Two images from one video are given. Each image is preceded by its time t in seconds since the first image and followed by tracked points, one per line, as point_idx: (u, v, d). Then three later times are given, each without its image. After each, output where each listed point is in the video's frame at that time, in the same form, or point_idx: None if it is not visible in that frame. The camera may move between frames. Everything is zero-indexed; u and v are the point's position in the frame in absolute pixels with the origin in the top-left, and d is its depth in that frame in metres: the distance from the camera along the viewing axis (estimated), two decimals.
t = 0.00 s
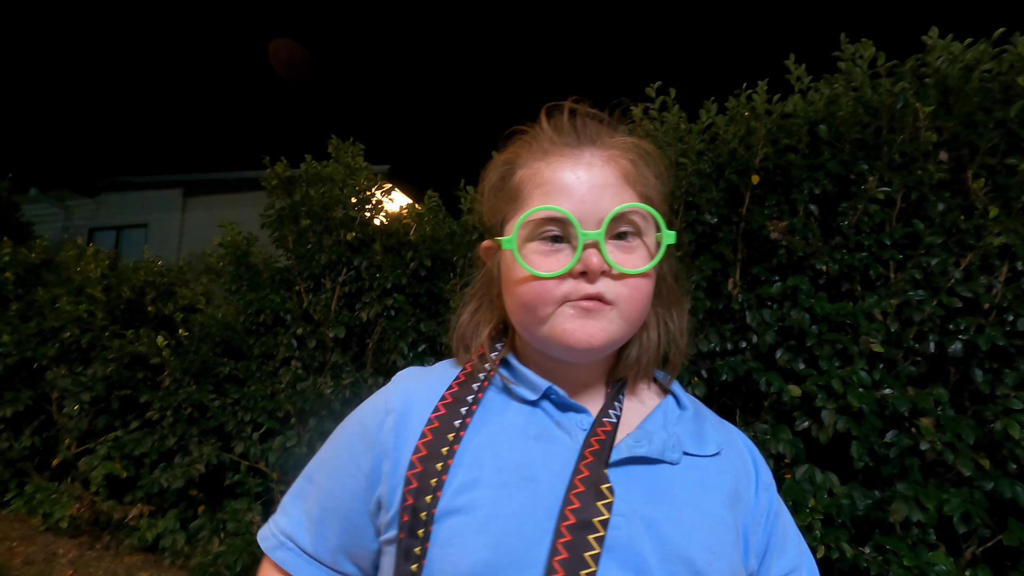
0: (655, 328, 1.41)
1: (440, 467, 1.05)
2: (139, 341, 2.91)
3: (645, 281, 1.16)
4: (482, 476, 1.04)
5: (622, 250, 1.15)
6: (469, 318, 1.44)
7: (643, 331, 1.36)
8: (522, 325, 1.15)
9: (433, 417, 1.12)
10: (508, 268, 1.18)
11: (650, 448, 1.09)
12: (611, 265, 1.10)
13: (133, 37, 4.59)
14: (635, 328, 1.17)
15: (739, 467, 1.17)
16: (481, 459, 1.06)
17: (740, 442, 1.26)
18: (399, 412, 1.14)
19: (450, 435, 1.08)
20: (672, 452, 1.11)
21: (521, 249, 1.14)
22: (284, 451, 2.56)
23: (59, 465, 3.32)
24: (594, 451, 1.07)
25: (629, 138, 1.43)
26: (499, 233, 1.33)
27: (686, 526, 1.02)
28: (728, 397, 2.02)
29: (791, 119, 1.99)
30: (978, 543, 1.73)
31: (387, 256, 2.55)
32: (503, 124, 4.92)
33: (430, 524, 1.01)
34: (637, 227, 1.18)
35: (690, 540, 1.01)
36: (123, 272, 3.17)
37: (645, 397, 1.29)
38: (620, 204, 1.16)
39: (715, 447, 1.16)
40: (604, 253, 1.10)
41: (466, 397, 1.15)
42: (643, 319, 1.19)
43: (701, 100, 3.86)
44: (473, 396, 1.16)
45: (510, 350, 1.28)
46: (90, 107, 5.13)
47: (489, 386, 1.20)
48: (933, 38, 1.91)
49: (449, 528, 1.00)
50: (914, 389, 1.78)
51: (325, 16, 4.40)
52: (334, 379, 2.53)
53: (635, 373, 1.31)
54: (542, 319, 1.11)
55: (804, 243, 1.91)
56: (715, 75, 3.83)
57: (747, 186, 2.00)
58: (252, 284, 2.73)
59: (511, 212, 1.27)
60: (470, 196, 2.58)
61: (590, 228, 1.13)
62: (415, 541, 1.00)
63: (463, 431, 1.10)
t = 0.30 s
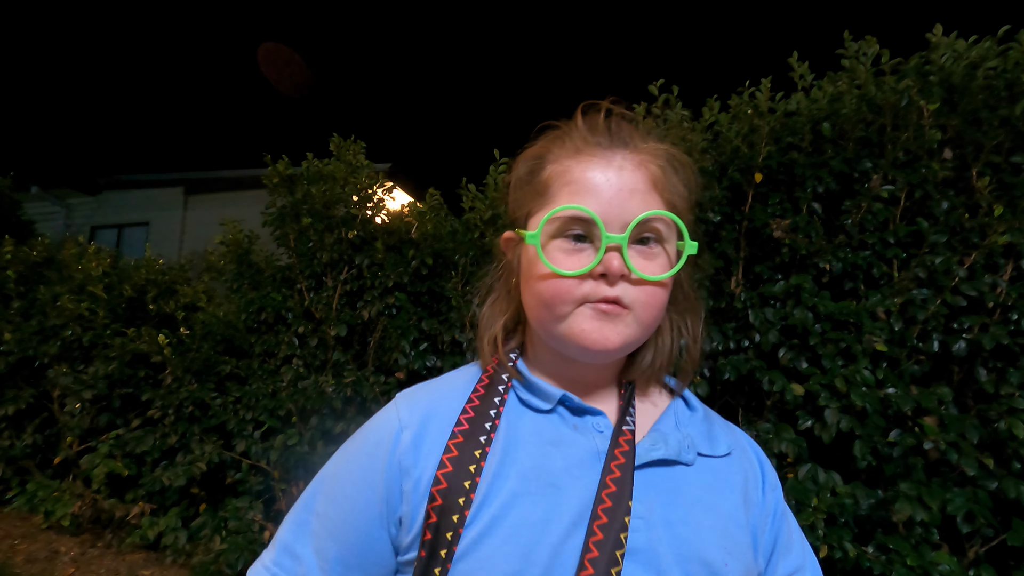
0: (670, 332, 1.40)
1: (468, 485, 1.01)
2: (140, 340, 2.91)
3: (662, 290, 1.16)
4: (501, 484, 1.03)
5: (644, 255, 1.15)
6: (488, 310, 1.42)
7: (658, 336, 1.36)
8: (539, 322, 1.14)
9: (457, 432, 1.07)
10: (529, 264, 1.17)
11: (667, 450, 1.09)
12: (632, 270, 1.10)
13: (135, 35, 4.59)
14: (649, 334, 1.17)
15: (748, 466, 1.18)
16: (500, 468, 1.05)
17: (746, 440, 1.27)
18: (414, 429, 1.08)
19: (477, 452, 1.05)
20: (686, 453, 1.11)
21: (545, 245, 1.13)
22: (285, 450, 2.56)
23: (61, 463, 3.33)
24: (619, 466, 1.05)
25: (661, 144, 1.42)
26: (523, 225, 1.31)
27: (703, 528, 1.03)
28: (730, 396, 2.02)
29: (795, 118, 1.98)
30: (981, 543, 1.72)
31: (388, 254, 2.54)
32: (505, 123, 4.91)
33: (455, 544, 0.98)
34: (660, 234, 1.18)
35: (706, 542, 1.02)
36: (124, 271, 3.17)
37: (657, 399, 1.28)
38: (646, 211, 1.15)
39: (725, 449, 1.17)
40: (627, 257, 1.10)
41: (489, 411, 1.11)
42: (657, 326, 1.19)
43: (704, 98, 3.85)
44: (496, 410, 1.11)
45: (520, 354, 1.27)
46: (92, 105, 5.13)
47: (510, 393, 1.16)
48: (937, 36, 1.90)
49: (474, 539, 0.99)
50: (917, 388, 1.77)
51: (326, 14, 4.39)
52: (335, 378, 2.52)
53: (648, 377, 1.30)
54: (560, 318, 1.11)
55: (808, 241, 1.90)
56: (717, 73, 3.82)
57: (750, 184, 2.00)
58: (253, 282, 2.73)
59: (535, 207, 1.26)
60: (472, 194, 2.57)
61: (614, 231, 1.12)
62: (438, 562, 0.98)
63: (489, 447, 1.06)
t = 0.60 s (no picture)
0: (663, 332, 1.40)
1: (456, 475, 1.00)
2: (136, 339, 2.90)
3: (654, 290, 1.15)
4: (491, 482, 1.02)
5: (636, 255, 1.14)
6: (479, 308, 1.42)
7: (651, 337, 1.35)
8: (530, 319, 1.14)
9: (448, 422, 1.07)
10: (522, 260, 1.17)
11: (657, 446, 1.09)
12: (624, 270, 1.10)
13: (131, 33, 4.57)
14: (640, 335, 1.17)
15: (738, 461, 1.18)
16: (490, 465, 1.03)
17: (737, 438, 1.27)
18: (404, 426, 1.07)
19: (466, 443, 1.04)
20: (677, 449, 1.11)
21: (537, 243, 1.13)
22: (282, 449, 2.55)
23: (57, 463, 3.31)
24: (608, 467, 1.04)
25: (657, 144, 1.42)
26: (518, 220, 1.28)
27: (694, 524, 1.03)
28: (728, 395, 2.01)
29: (793, 116, 1.98)
30: (979, 542, 1.72)
31: (385, 253, 2.53)
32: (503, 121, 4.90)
33: (439, 530, 0.98)
34: (653, 233, 1.17)
35: (696, 537, 1.02)
36: (120, 269, 3.15)
37: (650, 398, 1.28)
38: (640, 210, 1.14)
39: (715, 445, 1.17)
40: (619, 257, 1.09)
41: (480, 404, 1.11)
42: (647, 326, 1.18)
43: (702, 96, 3.84)
44: (487, 403, 1.11)
45: (512, 350, 1.27)
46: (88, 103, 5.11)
47: (501, 388, 1.16)
48: (936, 34, 1.89)
49: (462, 536, 0.98)
50: (915, 386, 1.77)
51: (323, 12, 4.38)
52: (332, 377, 2.51)
53: (642, 377, 1.30)
54: (552, 316, 1.10)
55: (805, 240, 1.90)
56: (715, 71, 3.80)
57: (748, 182, 1.99)
58: (250, 281, 2.72)
59: (530, 202, 1.25)
60: (469, 193, 2.56)
61: (607, 229, 1.11)
62: (420, 547, 0.97)
63: (478, 439, 1.06)
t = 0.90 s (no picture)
0: (657, 330, 1.40)
1: (448, 465, 1.01)
2: (132, 338, 2.89)
3: (643, 269, 1.16)
4: (485, 473, 1.02)
5: (624, 233, 1.16)
6: (472, 309, 1.42)
7: (643, 336, 1.36)
8: (522, 301, 1.15)
9: (442, 413, 1.08)
10: (513, 245, 1.19)
11: (650, 440, 1.10)
12: (612, 246, 1.11)
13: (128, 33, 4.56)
14: (632, 317, 1.16)
15: (728, 455, 1.20)
16: (484, 456, 1.04)
17: (728, 434, 1.28)
18: (401, 416, 1.08)
19: (459, 434, 1.05)
20: (669, 443, 1.12)
21: (527, 224, 1.16)
22: (278, 448, 2.54)
23: (52, 463, 3.30)
24: (601, 462, 1.04)
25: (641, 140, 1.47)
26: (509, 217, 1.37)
27: (686, 513, 1.03)
28: (723, 394, 2.02)
29: (788, 116, 1.99)
30: (972, 540, 1.73)
31: (382, 252, 2.53)
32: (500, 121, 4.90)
33: (429, 518, 0.98)
34: (640, 214, 1.20)
35: (690, 527, 1.02)
36: (116, 269, 3.14)
37: (642, 397, 1.28)
38: (625, 189, 1.18)
39: (707, 439, 1.18)
40: (606, 231, 1.11)
41: (474, 396, 1.12)
42: (639, 309, 1.18)
43: (698, 97, 3.85)
44: (481, 396, 1.12)
45: (509, 347, 1.29)
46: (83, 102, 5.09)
47: (496, 382, 1.17)
48: (930, 35, 1.90)
49: (453, 524, 0.98)
50: (909, 386, 1.78)
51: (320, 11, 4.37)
52: (328, 376, 2.50)
53: (635, 376, 1.30)
54: (543, 295, 1.10)
55: (800, 240, 1.91)
56: (712, 71, 3.81)
57: (744, 182, 2.00)
58: (246, 280, 2.71)
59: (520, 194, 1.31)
60: (465, 192, 2.56)
61: (594, 208, 1.14)
62: (410, 532, 0.98)
63: (472, 430, 1.07)
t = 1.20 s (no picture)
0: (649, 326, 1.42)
1: (454, 454, 1.01)
2: (130, 337, 2.89)
3: (630, 244, 1.18)
4: (490, 465, 1.02)
5: (607, 212, 1.19)
6: (468, 308, 1.45)
7: (635, 330, 1.38)
8: (516, 285, 1.16)
9: (447, 405, 1.08)
10: (502, 233, 1.22)
11: (649, 434, 1.11)
12: (598, 222, 1.14)
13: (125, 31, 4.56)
14: (626, 293, 1.17)
15: (723, 448, 1.22)
16: (487, 446, 1.04)
17: (723, 428, 1.29)
18: (407, 403, 1.08)
19: (464, 424, 1.05)
20: (668, 436, 1.13)
21: (513, 210, 1.19)
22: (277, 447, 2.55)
23: (49, 461, 3.29)
24: (601, 455, 1.05)
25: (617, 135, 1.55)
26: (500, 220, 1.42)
27: (686, 503, 1.05)
28: (721, 393, 2.03)
29: (786, 117, 2.00)
30: (966, 538, 1.75)
31: (380, 251, 2.53)
32: (498, 121, 4.90)
33: (434, 506, 0.98)
34: (622, 194, 1.23)
35: (689, 518, 1.04)
36: (114, 267, 3.14)
37: (638, 389, 1.30)
38: (604, 171, 1.22)
39: (703, 431, 1.20)
40: (589, 208, 1.14)
41: (478, 388, 1.12)
42: (632, 284, 1.19)
43: (695, 97, 3.86)
44: (484, 388, 1.13)
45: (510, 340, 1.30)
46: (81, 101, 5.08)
47: (499, 375, 1.18)
48: (926, 37, 1.91)
49: (456, 514, 0.97)
50: (905, 385, 1.79)
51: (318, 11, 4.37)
52: (326, 375, 2.51)
53: (630, 368, 1.32)
54: (535, 274, 1.11)
55: (797, 240, 1.92)
56: (709, 71, 3.83)
57: (741, 182, 2.01)
58: (244, 279, 2.72)
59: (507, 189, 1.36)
60: (464, 192, 2.57)
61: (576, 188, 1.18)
62: (416, 521, 0.96)
63: (476, 421, 1.07)
